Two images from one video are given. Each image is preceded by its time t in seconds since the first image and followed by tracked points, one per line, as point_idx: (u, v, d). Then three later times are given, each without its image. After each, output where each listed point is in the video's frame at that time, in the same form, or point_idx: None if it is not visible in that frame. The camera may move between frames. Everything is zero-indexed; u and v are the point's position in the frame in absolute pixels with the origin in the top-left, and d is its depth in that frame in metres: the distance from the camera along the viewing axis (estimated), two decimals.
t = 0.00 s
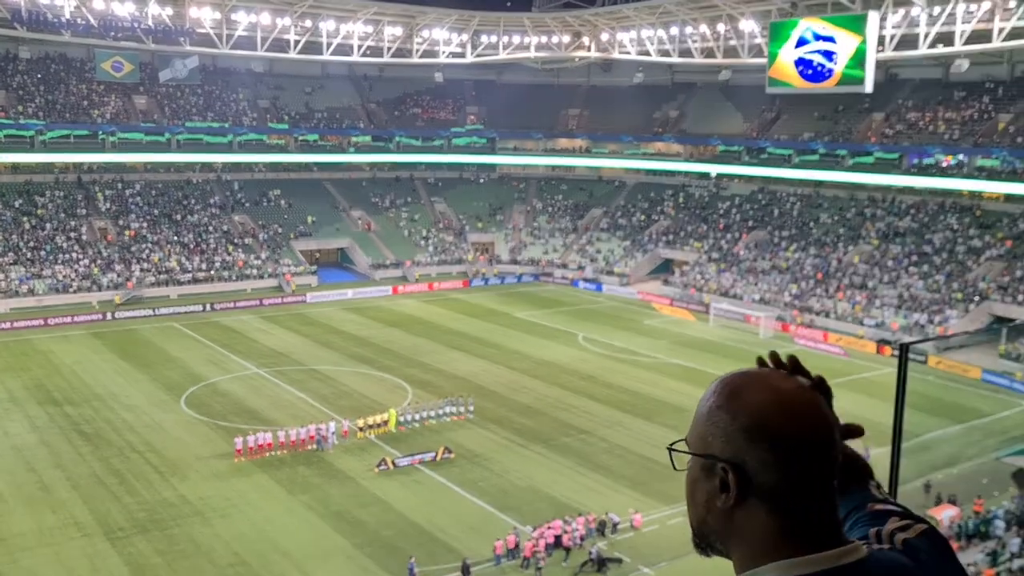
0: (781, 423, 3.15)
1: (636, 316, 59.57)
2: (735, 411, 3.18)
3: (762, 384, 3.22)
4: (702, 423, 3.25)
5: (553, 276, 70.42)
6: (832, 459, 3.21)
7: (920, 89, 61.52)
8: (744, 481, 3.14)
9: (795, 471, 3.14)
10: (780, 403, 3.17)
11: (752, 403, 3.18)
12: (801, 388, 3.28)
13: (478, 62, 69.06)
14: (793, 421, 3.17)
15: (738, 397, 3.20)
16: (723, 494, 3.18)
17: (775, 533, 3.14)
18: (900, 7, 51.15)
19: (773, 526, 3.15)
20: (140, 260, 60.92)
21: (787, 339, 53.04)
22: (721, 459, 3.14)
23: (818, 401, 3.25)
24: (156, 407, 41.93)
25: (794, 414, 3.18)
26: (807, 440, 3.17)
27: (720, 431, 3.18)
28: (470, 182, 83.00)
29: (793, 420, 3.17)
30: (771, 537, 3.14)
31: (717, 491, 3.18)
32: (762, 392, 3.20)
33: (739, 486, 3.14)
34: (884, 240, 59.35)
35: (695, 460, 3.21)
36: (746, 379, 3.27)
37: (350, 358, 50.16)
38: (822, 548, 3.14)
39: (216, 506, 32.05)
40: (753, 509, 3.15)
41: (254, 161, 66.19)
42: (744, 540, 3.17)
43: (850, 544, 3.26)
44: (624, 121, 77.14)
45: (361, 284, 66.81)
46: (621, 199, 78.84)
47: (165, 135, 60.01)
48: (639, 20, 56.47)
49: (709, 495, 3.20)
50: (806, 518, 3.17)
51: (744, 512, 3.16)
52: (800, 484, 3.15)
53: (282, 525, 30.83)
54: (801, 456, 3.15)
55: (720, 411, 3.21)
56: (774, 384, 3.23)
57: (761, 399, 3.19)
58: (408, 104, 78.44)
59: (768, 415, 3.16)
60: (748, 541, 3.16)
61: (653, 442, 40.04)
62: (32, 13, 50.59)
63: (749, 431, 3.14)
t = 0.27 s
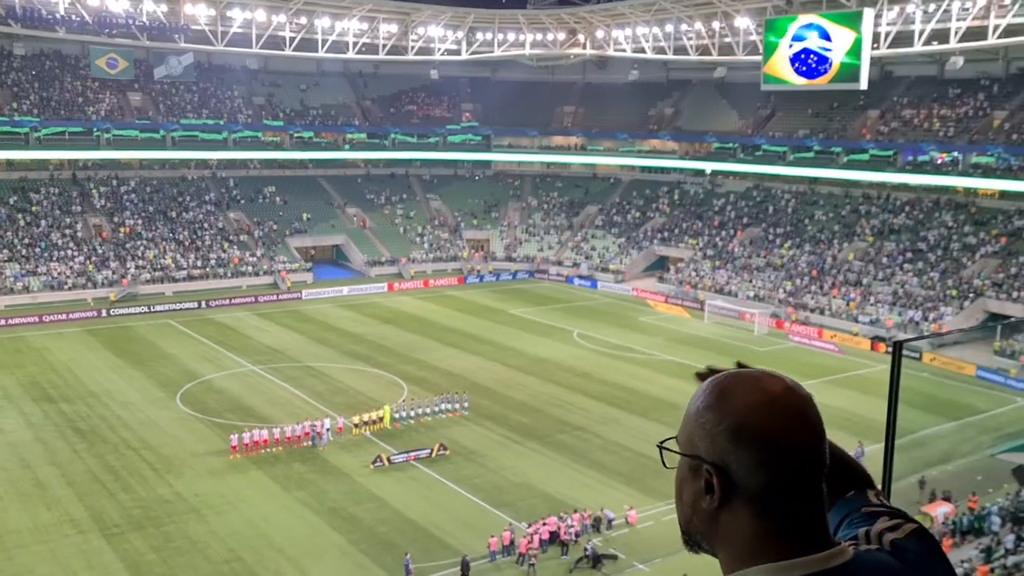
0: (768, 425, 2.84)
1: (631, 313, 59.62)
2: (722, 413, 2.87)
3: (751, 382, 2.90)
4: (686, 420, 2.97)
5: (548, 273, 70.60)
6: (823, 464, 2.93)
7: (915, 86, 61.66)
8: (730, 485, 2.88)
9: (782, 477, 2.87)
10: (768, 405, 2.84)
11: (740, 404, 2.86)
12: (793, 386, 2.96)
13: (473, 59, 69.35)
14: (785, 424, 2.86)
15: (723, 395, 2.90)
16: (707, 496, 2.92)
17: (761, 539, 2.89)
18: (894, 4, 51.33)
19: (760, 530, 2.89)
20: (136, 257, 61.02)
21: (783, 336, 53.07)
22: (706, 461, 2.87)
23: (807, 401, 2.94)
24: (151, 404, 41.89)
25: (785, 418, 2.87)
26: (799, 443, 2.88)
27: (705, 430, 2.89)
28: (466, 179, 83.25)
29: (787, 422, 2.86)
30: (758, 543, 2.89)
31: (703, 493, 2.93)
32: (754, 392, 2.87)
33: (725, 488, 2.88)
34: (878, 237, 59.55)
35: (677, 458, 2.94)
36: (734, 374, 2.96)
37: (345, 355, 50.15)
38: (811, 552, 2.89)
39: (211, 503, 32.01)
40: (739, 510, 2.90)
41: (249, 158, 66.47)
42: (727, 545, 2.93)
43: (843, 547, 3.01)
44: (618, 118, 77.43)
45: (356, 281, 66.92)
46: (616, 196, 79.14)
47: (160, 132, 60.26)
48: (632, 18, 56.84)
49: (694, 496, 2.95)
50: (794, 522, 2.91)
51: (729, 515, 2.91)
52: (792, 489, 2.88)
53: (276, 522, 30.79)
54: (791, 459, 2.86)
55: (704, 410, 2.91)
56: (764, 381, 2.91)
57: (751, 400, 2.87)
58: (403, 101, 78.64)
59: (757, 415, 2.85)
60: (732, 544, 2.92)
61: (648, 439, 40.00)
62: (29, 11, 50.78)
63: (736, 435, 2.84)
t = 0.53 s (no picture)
0: (785, 433, 2.86)
1: (627, 311, 59.72)
2: (734, 420, 2.88)
3: (764, 387, 2.89)
4: (697, 426, 2.96)
5: (545, 271, 70.70)
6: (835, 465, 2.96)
7: (911, 84, 61.76)
8: (743, 490, 2.91)
9: (795, 479, 2.91)
10: (786, 413, 2.86)
11: (752, 411, 2.87)
12: (800, 385, 2.98)
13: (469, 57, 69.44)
14: (796, 430, 2.89)
15: (734, 401, 2.90)
16: (723, 499, 2.95)
17: (775, 542, 2.95)
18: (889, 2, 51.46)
19: (769, 529, 2.94)
20: (132, 255, 61.03)
21: (778, 334, 53.18)
22: (721, 468, 2.89)
23: (815, 403, 2.96)
24: (147, 402, 41.89)
25: (797, 421, 2.90)
26: (810, 448, 2.91)
27: (721, 438, 2.89)
28: (462, 177, 83.32)
29: (799, 427, 2.89)
30: (768, 544, 2.94)
31: (717, 496, 2.96)
32: (768, 398, 2.88)
33: (739, 493, 2.92)
34: (874, 235, 59.74)
35: (692, 464, 2.95)
36: (741, 377, 2.95)
37: (342, 353, 50.18)
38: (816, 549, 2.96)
39: (208, 501, 32.03)
40: (752, 513, 2.94)
41: (246, 156, 66.57)
42: (739, 546, 2.98)
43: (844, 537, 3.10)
44: (615, 116, 77.56)
45: (352, 279, 66.96)
46: (613, 194, 79.30)
47: (156, 130, 60.29)
48: (628, 16, 56.95)
49: (708, 499, 2.98)
50: (803, 522, 2.96)
51: (742, 519, 2.95)
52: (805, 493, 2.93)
53: (273, 519, 30.82)
54: (802, 460, 2.90)
55: (716, 417, 2.91)
56: (773, 385, 2.91)
57: (765, 407, 2.88)
58: (400, 99, 78.63)
59: (770, 423, 2.87)
60: (744, 545, 2.96)
61: (644, 437, 40.04)
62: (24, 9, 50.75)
63: (751, 443, 2.86)
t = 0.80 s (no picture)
0: (838, 414, 2.82)
1: (624, 310, 59.79)
2: (787, 399, 2.83)
3: (818, 367, 2.83)
4: (747, 402, 2.90)
5: (541, 270, 70.85)
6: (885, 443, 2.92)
7: (907, 84, 61.95)
8: (793, 470, 2.86)
9: (846, 459, 2.86)
10: (842, 395, 2.80)
11: (806, 390, 2.81)
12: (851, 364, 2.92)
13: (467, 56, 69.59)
14: (849, 409, 2.84)
15: (785, 378, 2.83)
16: (770, 476, 2.90)
17: (819, 519, 2.91)
18: (885, 3, 51.69)
19: (814, 506, 2.91)
20: (128, 254, 61.02)
21: (774, 333, 53.30)
22: (771, 445, 2.85)
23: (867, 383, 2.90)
24: (144, 400, 41.87)
25: (852, 402, 2.83)
26: (863, 428, 2.85)
27: (775, 415, 2.83)
28: (460, 176, 83.46)
29: (857, 407, 2.84)
30: (814, 521, 2.91)
31: (763, 473, 2.91)
32: (823, 377, 2.82)
33: (788, 471, 2.87)
34: (870, 234, 59.97)
35: (740, 438, 2.90)
36: (794, 354, 2.88)
37: (339, 352, 50.17)
38: (860, 523, 2.92)
39: (204, 500, 32.01)
40: (800, 491, 2.90)
41: (243, 154, 66.73)
42: (781, 521, 2.95)
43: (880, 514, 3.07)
44: (612, 115, 77.78)
45: (349, 278, 67.01)
46: (609, 194, 79.51)
47: (154, 129, 60.33)
48: (625, 15, 57.21)
49: (753, 474, 2.93)
50: (850, 500, 2.91)
51: (788, 495, 2.91)
52: (854, 473, 2.88)
53: (270, 518, 30.81)
54: (855, 442, 2.85)
55: (769, 395, 2.85)
56: (827, 364, 2.85)
57: (820, 386, 2.82)
58: (397, 98, 78.73)
59: (824, 403, 2.81)
60: (788, 520, 2.93)
61: (641, 435, 40.06)
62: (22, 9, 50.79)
63: (805, 423, 2.81)
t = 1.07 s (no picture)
0: (861, 395, 3.01)
1: (621, 310, 59.85)
2: (814, 381, 3.01)
3: (844, 353, 3.01)
4: (774, 382, 3.08)
5: (538, 270, 70.90)
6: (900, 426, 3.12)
7: (903, 84, 61.98)
8: (817, 447, 3.05)
9: (866, 440, 3.05)
10: (867, 377, 2.99)
11: (834, 373, 2.99)
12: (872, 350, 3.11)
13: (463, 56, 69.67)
14: (870, 394, 3.02)
15: (813, 361, 3.01)
16: (794, 452, 3.09)
17: (836, 493, 3.10)
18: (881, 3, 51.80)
19: (833, 480, 3.10)
20: (125, 253, 61.04)
21: (771, 332, 53.38)
22: (797, 422, 3.03)
23: (887, 368, 3.09)
24: (141, 400, 41.90)
25: (875, 388, 3.02)
26: (882, 411, 3.05)
27: (802, 394, 3.02)
28: (457, 176, 83.51)
29: (875, 389, 3.03)
30: (831, 495, 3.10)
31: (788, 449, 3.09)
32: (849, 363, 3.00)
33: (811, 448, 3.06)
34: (866, 234, 60.06)
35: (767, 414, 3.08)
36: (820, 340, 3.06)
37: (336, 352, 50.20)
38: (873, 499, 3.12)
39: (201, 499, 32.06)
40: (819, 466, 3.09)
41: (240, 153, 66.81)
42: (800, 496, 3.15)
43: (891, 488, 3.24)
44: (608, 115, 77.89)
45: (346, 278, 67.06)
46: (606, 193, 79.59)
47: (150, 128, 60.33)
48: (621, 15, 57.31)
49: (777, 449, 3.11)
50: (865, 477, 3.11)
51: (811, 470, 3.10)
52: (874, 451, 3.06)
53: (267, 517, 30.86)
54: (875, 423, 3.04)
55: (796, 376, 3.03)
56: (852, 349, 3.03)
57: (845, 370, 3.00)
58: (394, 97, 78.78)
59: (850, 387, 2.99)
60: (806, 494, 3.13)
61: (638, 434, 40.10)
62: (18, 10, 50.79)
63: (829, 404, 3.00)
